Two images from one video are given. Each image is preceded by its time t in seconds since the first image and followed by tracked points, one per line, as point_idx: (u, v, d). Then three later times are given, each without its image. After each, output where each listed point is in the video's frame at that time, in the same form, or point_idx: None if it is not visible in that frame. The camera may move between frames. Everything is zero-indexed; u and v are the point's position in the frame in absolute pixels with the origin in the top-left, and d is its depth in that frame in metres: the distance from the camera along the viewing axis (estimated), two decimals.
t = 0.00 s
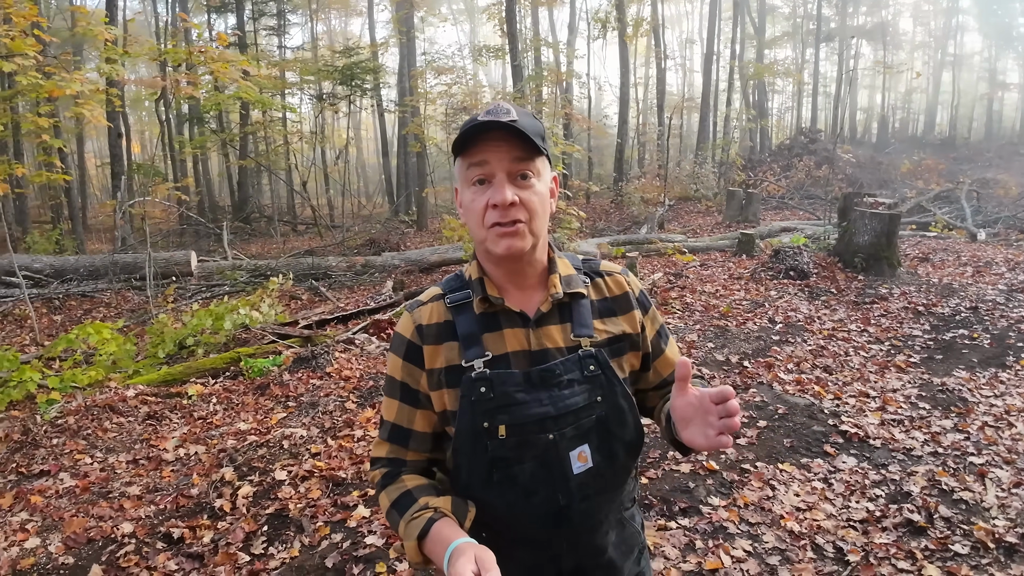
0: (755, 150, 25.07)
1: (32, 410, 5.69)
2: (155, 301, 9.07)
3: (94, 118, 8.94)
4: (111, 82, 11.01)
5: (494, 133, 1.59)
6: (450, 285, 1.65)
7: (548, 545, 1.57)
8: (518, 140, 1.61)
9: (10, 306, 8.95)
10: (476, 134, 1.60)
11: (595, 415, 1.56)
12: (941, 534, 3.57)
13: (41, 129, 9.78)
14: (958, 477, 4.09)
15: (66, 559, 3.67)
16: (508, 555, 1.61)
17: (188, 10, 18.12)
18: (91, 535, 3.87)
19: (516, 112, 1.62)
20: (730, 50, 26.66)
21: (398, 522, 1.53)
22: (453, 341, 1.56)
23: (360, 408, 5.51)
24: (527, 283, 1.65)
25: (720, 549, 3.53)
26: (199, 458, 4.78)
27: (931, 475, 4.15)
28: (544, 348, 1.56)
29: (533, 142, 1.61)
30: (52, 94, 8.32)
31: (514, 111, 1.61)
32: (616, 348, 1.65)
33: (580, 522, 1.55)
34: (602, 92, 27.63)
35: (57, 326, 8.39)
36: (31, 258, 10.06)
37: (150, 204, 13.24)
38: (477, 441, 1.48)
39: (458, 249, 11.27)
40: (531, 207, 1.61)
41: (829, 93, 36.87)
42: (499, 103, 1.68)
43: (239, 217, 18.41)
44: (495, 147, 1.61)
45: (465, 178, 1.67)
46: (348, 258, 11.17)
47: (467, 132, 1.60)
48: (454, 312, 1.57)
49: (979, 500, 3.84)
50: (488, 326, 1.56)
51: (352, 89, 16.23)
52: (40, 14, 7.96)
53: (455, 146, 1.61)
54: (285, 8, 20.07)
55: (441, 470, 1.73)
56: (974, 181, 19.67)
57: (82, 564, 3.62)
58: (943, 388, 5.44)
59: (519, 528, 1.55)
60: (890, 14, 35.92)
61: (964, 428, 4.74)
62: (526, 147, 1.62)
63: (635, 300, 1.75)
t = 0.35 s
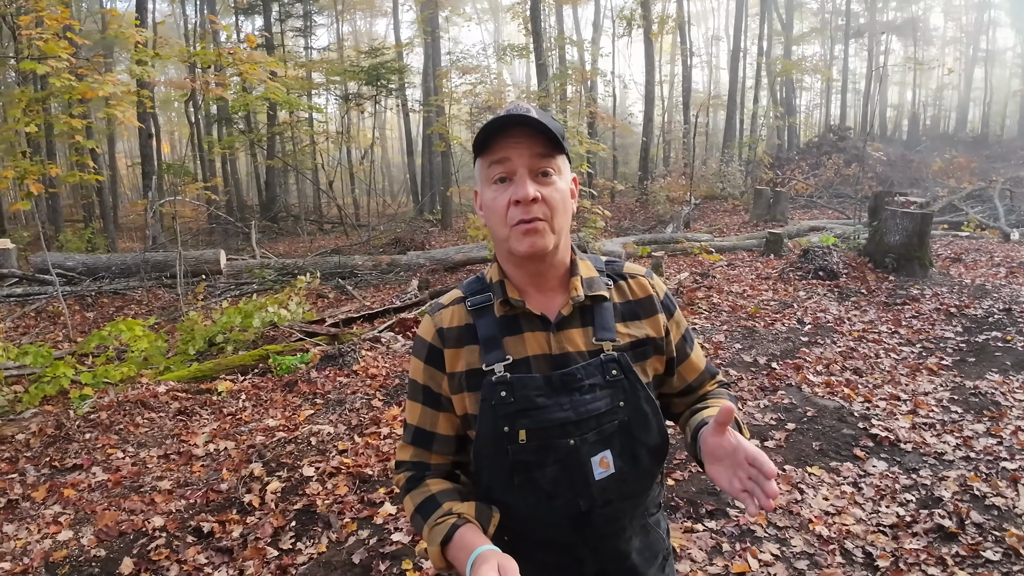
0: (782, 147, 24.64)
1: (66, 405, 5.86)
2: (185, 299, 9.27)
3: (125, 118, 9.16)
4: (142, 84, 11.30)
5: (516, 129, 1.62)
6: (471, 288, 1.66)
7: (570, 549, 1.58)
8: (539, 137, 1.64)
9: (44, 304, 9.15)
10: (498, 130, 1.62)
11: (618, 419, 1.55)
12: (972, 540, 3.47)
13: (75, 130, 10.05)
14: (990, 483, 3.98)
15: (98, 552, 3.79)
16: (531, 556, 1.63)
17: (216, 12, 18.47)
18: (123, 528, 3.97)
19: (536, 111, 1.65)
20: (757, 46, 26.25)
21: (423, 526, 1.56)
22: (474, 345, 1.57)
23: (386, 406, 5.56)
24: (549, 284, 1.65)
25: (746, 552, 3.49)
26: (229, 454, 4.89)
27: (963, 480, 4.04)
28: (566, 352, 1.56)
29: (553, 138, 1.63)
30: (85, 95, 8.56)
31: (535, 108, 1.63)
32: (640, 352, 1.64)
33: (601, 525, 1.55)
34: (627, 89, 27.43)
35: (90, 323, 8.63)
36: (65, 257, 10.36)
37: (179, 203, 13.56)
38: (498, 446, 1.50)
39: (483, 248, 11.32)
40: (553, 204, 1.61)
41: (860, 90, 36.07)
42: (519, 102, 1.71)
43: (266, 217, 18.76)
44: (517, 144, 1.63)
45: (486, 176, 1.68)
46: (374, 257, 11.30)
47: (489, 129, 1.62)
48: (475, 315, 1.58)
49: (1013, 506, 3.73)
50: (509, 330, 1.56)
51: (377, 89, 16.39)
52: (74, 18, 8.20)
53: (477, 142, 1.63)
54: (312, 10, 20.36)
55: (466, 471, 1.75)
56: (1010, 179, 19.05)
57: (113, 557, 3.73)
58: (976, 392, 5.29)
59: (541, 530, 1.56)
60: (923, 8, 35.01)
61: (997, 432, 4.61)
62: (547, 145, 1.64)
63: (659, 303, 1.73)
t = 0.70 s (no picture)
0: (796, 144, 24.41)
1: (82, 404, 5.96)
2: (200, 298, 9.37)
3: (138, 120, 9.28)
4: (157, 86, 11.46)
5: (528, 143, 1.61)
6: (479, 294, 1.67)
7: (578, 554, 1.59)
8: (551, 150, 1.63)
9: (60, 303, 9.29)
10: (510, 144, 1.61)
11: (625, 426, 1.56)
12: (984, 543, 3.44)
13: (90, 131, 10.19)
14: (1003, 485, 3.93)
15: (112, 549, 3.86)
16: (538, 562, 1.64)
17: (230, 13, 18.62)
18: (137, 525, 4.05)
19: (549, 122, 1.63)
20: (771, 42, 26.00)
21: (430, 530, 1.57)
22: (482, 351, 1.59)
23: (397, 405, 5.60)
24: (557, 293, 1.66)
25: (755, 554, 3.48)
26: (242, 452, 4.95)
27: (976, 483, 3.99)
28: (573, 359, 1.56)
29: (566, 151, 1.62)
30: (99, 98, 8.68)
31: (548, 121, 1.62)
32: (647, 359, 1.64)
33: (609, 532, 1.56)
34: (639, 86, 27.30)
35: (105, 323, 8.78)
36: (81, 256, 10.52)
37: (193, 203, 13.73)
38: (506, 451, 1.51)
39: (494, 247, 11.33)
40: (564, 218, 1.62)
41: (875, 86, 35.61)
42: (532, 111, 1.69)
43: (280, 216, 18.93)
44: (528, 157, 1.62)
45: (497, 187, 1.68)
46: (385, 256, 11.36)
47: (500, 142, 1.61)
48: (483, 322, 1.59)
49: None
50: (517, 337, 1.57)
51: (389, 89, 16.47)
52: (89, 22, 8.33)
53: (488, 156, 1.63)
54: (324, 10, 20.47)
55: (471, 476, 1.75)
56: None
57: (127, 555, 3.80)
58: (990, 393, 5.22)
59: (548, 535, 1.57)
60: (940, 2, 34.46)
61: (1012, 434, 4.54)
62: (560, 158, 1.63)
63: (668, 310, 1.73)
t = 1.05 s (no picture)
0: (802, 143, 24.28)
1: (90, 408, 6.03)
2: (206, 301, 9.44)
3: (144, 125, 9.36)
4: (161, 89, 11.52)
5: (561, 167, 1.65)
6: (503, 312, 1.70)
7: None
8: (583, 176, 1.66)
9: (68, 306, 9.37)
10: (542, 166, 1.65)
11: (641, 452, 1.58)
12: (985, 551, 3.44)
13: (96, 135, 10.27)
14: (1006, 492, 3.92)
15: (120, 553, 3.92)
16: None
17: (234, 14, 18.68)
18: (144, 530, 4.10)
19: (583, 147, 1.67)
20: (776, 40, 25.86)
21: (420, 530, 1.60)
22: (503, 369, 1.61)
23: (401, 409, 5.64)
24: (581, 314, 1.67)
25: (757, 561, 3.49)
26: (248, 457, 5.00)
27: (978, 489, 3.99)
28: (593, 382, 1.59)
29: (598, 177, 1.65)
30: (104, 104, 8.76)
31: (582, 146, 1.66)
32: (666, 386, 1.65)
33: (620, 554, 1.58)
34: (644, 85, 27.24)
35: (112, 325, 8.87)
36: (88, 260, 10.61)
37: (199, 206, 13.81)
38: (522, 471, 1.53)
39: (499, 248, 11.35)
40: (592, 242, 1.64)
41: (882, 83, 35.39)
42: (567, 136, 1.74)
43: (285, 217, 19.03)
44: (561, 181, 1.66)
45: (528, 208, 1.71)
46: (390, 258, 11.41)
47: (534, 164, 1.65)
48: (506, 340, 1.61)
49: None
50: (538, 357, 1.60)
51: (394, 90, 16.49)
52: (94, 28, 8.39)
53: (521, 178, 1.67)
54: (328, 11, 20.50)
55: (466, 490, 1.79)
56: None
57: (135, 559, 3.86)
58: (994, 397, 5.20)
59: (558, 554, 1.59)
60: None
61: (1015, 439, 4.53)
62: (591, 182, 1.66)
63: (690, 334, 1.75)
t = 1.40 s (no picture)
0: (804, 141, 24.24)
1: (87, 406, 6.04)
2: (204, 300, 9.44)
3: (141, 124, 9.37)
4: (159, 88, 11.52)
5: (582, 150, 1.64)
6: (516, 302, 1.67)
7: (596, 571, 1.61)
8: (605, 160, 1.65)
9: (66, 304, 9.40)
10: (564, 148, 1.64)
11: (652, 447, 1.57)
12: (978, 550, 3.43)
13: (95, 134, 10.28)
14: (1001, 491, 3.91)
15: (114, 551, 3.93)
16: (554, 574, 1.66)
17: (234, 13, 18.68)
18: (138, 528, 4.11)
19: (605, 132, 1.67)
20: (778, 38, 25.74)
21: (451, 529, 1.57)
22: (516, 359, 1.58)
23: (397, 407, 5.64)
24: (595, 304, 1.65)
25: (748, 560, 3.48)
26: (242, 454, 5.01)
27: (973, 488, 3.97)
28: (607, 375, 1.56)
29: (620, 162, 1.65)
30: (102, 103, 8.78)
31: (604, 131, 1.66)
32: (680, 382, 1.64)
33: (629, 551, 1.58)
34: (645, 83, 27.19)
35: (110, 324, 8.89)
36: (87, 258, 10.64)
37: (198, 204, 13.84)
38: (531, 463, 1.51)
39: (498, 246, 11.34)
40: (612, 227, 1.62)
41: (884, 81, 35.25)
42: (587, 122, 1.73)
43: (285, 215, 19.06)
44: (582, 163, 1.64)
45: (548, 191, 1.69)
46: (389, 256, 11.42)
47: (555, 146, 1.64)
48: (519, 330, 1.58)
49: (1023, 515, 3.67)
50: (551, 348, 1.57)
51: (393, 88, 16.49)
52: (91, 27, 8.41)
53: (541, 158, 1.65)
54: (328, 9, 20.45)
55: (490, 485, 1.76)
56: None
57: (128, 556, 3.86)
58: (991, 395, 5.18)
59: (568, 550, 1.58)
60: None
61: (1011, 438, 4.52)
62: (613, 168, 1.66)
63: (702, 335, 1.74)
